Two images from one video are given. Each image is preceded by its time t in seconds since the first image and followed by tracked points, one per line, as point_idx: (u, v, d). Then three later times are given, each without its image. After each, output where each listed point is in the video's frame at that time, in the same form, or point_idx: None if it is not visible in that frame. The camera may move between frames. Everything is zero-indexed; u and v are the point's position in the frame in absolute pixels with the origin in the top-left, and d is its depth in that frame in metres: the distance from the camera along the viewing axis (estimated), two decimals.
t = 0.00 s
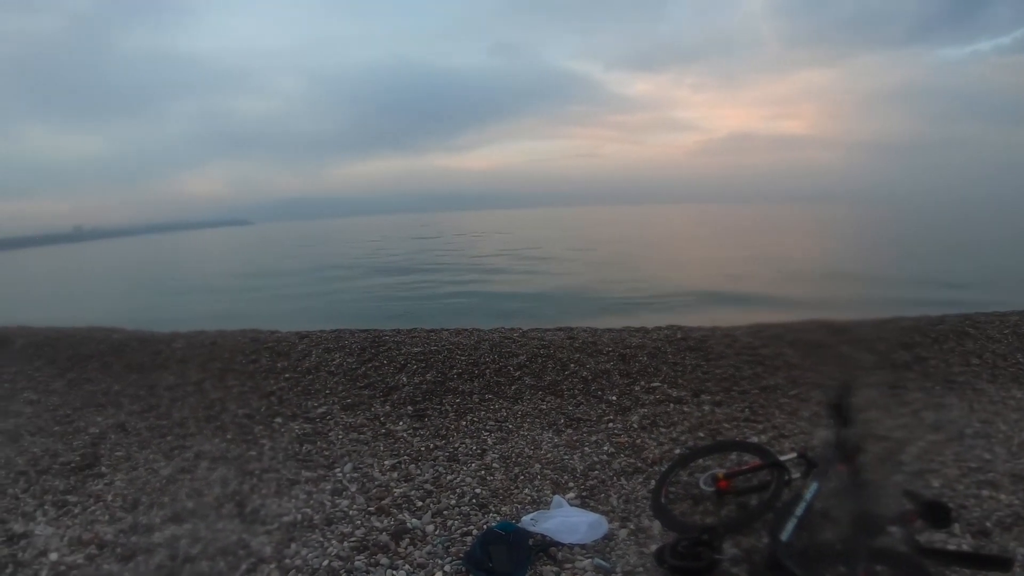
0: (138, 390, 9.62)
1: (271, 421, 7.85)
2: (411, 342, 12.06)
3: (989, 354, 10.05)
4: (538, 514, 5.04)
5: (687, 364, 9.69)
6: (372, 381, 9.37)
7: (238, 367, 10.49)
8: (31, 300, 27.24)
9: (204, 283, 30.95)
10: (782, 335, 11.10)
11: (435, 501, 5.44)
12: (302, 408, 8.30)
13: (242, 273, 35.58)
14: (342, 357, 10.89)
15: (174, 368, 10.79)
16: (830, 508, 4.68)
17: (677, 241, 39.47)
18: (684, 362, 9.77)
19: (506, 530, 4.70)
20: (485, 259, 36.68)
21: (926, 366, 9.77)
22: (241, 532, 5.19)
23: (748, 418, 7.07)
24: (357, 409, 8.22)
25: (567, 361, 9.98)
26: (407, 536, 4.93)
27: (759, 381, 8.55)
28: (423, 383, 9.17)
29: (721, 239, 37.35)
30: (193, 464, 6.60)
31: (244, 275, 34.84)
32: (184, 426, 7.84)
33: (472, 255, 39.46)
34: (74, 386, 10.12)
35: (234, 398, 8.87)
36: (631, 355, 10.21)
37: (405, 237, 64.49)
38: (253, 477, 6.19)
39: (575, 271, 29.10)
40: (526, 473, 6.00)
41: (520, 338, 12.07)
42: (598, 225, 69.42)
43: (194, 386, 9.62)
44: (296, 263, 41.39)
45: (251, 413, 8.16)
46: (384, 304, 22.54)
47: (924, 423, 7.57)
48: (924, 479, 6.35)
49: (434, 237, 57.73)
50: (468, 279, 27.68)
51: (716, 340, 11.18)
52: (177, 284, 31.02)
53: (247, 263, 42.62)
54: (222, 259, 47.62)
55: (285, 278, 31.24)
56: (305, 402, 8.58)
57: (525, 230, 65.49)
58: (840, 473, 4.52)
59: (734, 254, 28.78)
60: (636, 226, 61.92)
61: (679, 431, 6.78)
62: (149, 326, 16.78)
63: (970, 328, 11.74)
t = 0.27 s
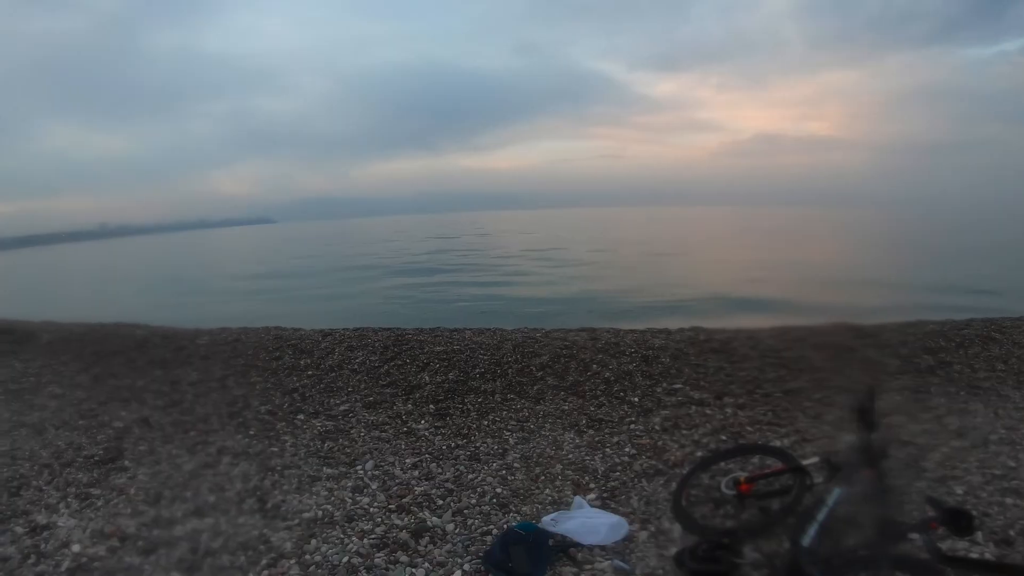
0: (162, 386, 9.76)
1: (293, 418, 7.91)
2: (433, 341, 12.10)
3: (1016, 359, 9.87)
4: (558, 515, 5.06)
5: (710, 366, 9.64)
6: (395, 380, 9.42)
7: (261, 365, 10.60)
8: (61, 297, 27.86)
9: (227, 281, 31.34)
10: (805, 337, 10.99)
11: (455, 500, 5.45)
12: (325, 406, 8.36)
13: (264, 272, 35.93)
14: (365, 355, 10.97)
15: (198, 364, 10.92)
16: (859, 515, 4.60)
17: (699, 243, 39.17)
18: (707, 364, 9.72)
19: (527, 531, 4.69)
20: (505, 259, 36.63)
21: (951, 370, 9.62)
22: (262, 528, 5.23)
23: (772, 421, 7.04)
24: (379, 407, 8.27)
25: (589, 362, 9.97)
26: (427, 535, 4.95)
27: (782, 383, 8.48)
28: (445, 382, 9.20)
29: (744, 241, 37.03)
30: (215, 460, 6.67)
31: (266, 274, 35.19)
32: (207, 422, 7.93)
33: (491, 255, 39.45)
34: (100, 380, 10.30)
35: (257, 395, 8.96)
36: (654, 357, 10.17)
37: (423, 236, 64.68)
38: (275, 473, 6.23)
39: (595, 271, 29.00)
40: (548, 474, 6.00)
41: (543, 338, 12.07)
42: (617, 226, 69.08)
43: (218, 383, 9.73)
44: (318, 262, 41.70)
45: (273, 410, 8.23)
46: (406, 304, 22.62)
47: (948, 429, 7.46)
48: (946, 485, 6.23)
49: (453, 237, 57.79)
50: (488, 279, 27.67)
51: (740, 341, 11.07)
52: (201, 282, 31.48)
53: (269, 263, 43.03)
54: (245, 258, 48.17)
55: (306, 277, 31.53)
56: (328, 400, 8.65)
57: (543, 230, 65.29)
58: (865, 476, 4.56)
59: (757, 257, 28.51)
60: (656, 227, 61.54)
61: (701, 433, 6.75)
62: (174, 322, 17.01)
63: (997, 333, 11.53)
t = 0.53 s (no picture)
0: (190, 380, 9.92)
1: (320, 415, 7.98)
2: (460, 340, 12.13)
3: None
4: (583, 516, 5.09)
5: (737, 368, 9.57)
6: (422, 378, 9.48)
7: (288, 362, 10.74)
8: (95, 294, 28.55)
9: (254, 280, 31.76)
10: (834, 341, 10.87)
11: (479, 499, 5.46)
12: (351, 404, 8.44)
13: (291, 271, 36.35)
14: (392, 353, 11.05)
15: (226, 359, 11.09)
16: (885, 520, 4.53)
17: (727, 246, 38.74)
18: (734, 367, 9.65)
19: (550, 531, 4.69)
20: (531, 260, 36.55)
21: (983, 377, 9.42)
22: (287, 523, 5.28)
23: (798, 426, 7.02)
24: (405, 406, 8.33)
25: (616, 364, 9.95)
26: (450, 533, 4.97)
27: (810, 387, 8.39)
28: (472, 382, 9.23)
29: (772, 244, 36.54)
30: (242, 454, 6.75)
31: (291, 272, 35.54)
32: (234, 417, 8.04)
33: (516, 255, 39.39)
34: (130, 376, 10.53)
35: (284, 391, 9.07)
36: (680, 359, 10.12)
37: (445, 236, 64.89)
38: (301, 469, 6.29)
39: (621, 272, 28.86)
40: (573, 475, 6.01)
41: (569, 338, 12.07)
42: (641, 227, 68.48)
43: (245, 378, 9.85)
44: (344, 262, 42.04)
45: (300, 407, 8.32)
46: (431, 303, 22.70)
47: (977, 436, 7.33)
48: (976, 493, 6.17)
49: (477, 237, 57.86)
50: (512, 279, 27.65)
51: (767, 343, 10.97)
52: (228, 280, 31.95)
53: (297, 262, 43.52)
54: (272, 257, 48.76)
55: (331, 277, 31.81)
56: (354, 397, 8.72)
57: (567, 231, 65.02)
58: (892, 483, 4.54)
59: (786, 260, 28.13)
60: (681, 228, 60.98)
61: (727, 437, 6.73)
62: (204, 319, 17.30)
63: None
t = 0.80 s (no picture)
0: (221, 375, 10.08)
1: (348, 412, 8.05)
2: (489, 340, 12.14)
3: None
4: (609, 518, 5.06)
5: (768, 371, 9.47)
6: (451, 378, 9.53)
7: (318, 359, 10.88)
8: (131, 291, 29.31)
9: (283, 278, 32.23)
10: (866, 346, 10.69)
11: (506, 499, 5.48)
12: (380, 402, 8.50)
13: (319, 269, 36.83)
14: (422, 351, 11.12)
15: (256, 355, 11.25)
16: (913, 531, 4.46)
17: (759, 249, 38.20)
18: (764, 370, 9.55)
19: (576, 532, 4.68)
20: (558, 260, 36.40)
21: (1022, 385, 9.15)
22: (313, 518, 5.33)
23: (828, 432, 6.96)
24: (434, 405, 8.38)
25: (645, 366, 9.92)
26: (476, 532, 4.99)
27: (841, 392, 8.26)
28: (501, 382, 9.26)
29: (806, 248, 35.92)
30: (271, 449, 6.83)
31: (319, 271, 35.91)
32: (263, 412, 8.15)
33: (543, 255, 39.30)
34: (162, 370, 10.76)
35: (313, 388, 9.17)
36: (710, 362, 10.05)
37: (470, 237, 65.10)
38: (328, 466, 6.35)
39: (648, 273, 28.68)
40: (600, 477, 6.01)
41: (600, 340, 12.03)
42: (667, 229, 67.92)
43: (275, 375, 9.97)
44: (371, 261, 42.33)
45: (329, 404, 8.41)
46: (458, 302, 22.75)
47: (1013, 445, 7.12)
48: (1006, 503, 5.90)
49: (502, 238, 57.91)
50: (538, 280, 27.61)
51: (798, 346, 10.84)
52: (258, 278, 32.47)
53: (326, 261, 44.00)
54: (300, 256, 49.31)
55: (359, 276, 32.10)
56: (383, 395, 8.79)
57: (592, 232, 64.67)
58: (921, 494, 4.36)
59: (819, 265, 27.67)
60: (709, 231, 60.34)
61: (756, 441, 6.67)
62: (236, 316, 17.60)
63: None
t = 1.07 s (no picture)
0: (248, 370, 10.26)
1: (373, 409, 8.12)
2: (515, 339, 12.16)
3: None
4: (631, 521, 5.06)
5: (794, 375, 9.37)
6: (476, 377, 9.57)
7: (343, 356, 10.98)
8: (162, 287, 29.95)
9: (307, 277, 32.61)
10: (896, 352, 10.52)
11: (529, 499, 5.50)
12: (405, 399, 8.57)
13: (344, 268, 37.21)
14: (447, 350, 11.17)
15: (283, 351, 11.42)
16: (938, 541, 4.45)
17: (788, 253, 37.66)
18: (791, 374, 9.46)
19: (599, 534, 4.68)
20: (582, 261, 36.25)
21: None
22: (336, 513, 5.38)
23: (855, 439, 6.89)
24: (459, 403, 8.43)
25: (671, 368, 9.88)
26: (498, 531, 5.01)
27: (869, 399, 8.15)
28: (526, 382, 9.27)
29: (835, 254, 35.35)
30: (296, 444, 6.91)
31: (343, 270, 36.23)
32: (289, 407, 8.25)
33: (567, 256, 39.18)
34: (188, 363, 10.93)
35: (338, 385, 9.27)
36: (736, 365, 9.98)
37: (490, 237, 65.22)
38: (352, 461, 6.42)
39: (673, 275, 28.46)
40: (624, 479, 6.01)
41: (625, 341, 12.00)
42: (690, 231, 67.33)
43: (301, 371, 10.10)
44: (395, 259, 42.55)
45: (354, 400, 8.49)
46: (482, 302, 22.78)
47: None
48: None
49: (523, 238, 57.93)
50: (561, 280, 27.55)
51: (826, 351, 10.70)
52: (283, 276, 32.90)
53: (351, 259, 44.39)
54: (325, 254, 49.81)
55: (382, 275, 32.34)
56: (408, 393, 8.86)
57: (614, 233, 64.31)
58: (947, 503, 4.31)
59: (847, 271, 27.26)
60: (732, 235, 59.72)
61: (782, 446, 6.62)
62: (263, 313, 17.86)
63: None
